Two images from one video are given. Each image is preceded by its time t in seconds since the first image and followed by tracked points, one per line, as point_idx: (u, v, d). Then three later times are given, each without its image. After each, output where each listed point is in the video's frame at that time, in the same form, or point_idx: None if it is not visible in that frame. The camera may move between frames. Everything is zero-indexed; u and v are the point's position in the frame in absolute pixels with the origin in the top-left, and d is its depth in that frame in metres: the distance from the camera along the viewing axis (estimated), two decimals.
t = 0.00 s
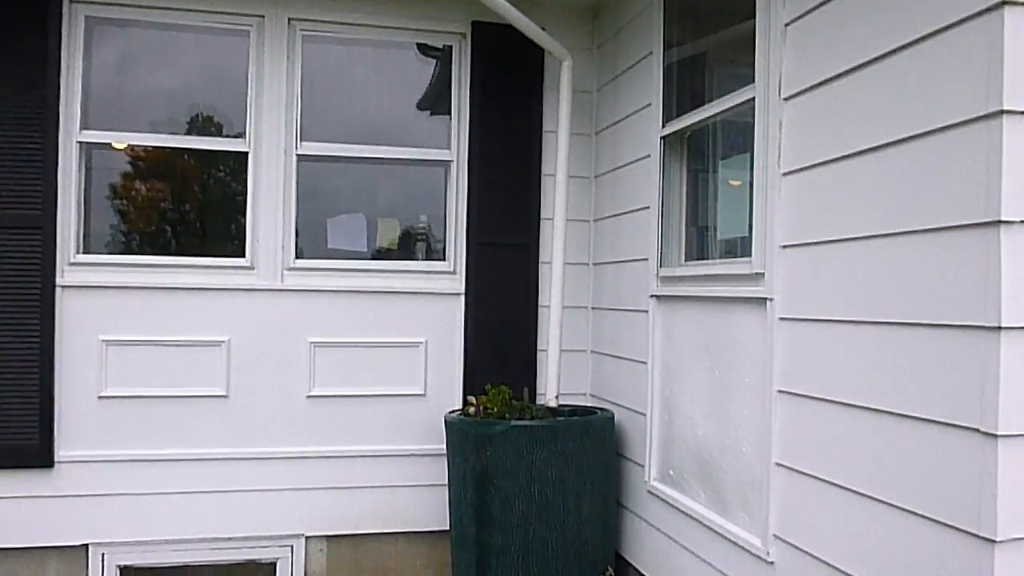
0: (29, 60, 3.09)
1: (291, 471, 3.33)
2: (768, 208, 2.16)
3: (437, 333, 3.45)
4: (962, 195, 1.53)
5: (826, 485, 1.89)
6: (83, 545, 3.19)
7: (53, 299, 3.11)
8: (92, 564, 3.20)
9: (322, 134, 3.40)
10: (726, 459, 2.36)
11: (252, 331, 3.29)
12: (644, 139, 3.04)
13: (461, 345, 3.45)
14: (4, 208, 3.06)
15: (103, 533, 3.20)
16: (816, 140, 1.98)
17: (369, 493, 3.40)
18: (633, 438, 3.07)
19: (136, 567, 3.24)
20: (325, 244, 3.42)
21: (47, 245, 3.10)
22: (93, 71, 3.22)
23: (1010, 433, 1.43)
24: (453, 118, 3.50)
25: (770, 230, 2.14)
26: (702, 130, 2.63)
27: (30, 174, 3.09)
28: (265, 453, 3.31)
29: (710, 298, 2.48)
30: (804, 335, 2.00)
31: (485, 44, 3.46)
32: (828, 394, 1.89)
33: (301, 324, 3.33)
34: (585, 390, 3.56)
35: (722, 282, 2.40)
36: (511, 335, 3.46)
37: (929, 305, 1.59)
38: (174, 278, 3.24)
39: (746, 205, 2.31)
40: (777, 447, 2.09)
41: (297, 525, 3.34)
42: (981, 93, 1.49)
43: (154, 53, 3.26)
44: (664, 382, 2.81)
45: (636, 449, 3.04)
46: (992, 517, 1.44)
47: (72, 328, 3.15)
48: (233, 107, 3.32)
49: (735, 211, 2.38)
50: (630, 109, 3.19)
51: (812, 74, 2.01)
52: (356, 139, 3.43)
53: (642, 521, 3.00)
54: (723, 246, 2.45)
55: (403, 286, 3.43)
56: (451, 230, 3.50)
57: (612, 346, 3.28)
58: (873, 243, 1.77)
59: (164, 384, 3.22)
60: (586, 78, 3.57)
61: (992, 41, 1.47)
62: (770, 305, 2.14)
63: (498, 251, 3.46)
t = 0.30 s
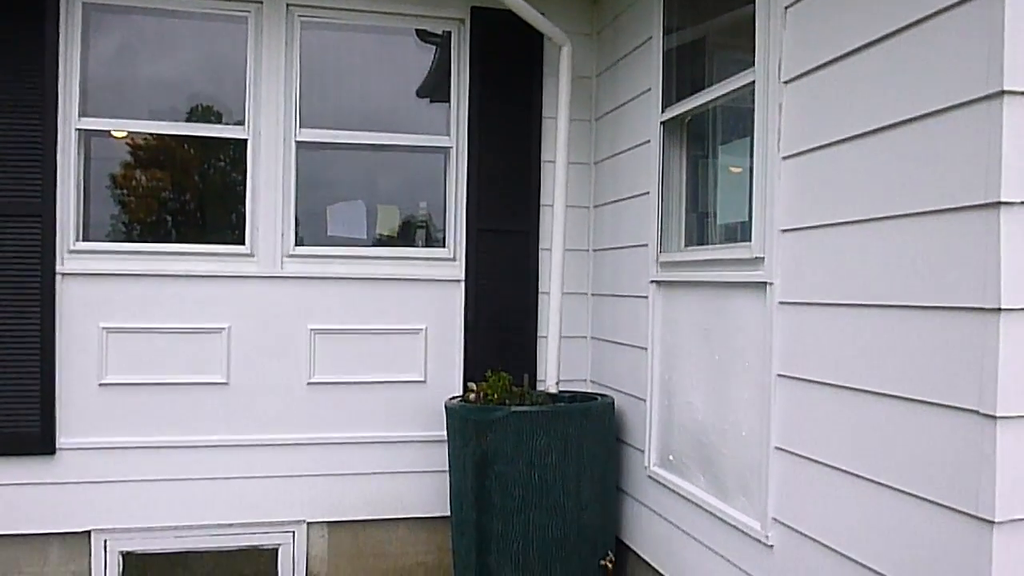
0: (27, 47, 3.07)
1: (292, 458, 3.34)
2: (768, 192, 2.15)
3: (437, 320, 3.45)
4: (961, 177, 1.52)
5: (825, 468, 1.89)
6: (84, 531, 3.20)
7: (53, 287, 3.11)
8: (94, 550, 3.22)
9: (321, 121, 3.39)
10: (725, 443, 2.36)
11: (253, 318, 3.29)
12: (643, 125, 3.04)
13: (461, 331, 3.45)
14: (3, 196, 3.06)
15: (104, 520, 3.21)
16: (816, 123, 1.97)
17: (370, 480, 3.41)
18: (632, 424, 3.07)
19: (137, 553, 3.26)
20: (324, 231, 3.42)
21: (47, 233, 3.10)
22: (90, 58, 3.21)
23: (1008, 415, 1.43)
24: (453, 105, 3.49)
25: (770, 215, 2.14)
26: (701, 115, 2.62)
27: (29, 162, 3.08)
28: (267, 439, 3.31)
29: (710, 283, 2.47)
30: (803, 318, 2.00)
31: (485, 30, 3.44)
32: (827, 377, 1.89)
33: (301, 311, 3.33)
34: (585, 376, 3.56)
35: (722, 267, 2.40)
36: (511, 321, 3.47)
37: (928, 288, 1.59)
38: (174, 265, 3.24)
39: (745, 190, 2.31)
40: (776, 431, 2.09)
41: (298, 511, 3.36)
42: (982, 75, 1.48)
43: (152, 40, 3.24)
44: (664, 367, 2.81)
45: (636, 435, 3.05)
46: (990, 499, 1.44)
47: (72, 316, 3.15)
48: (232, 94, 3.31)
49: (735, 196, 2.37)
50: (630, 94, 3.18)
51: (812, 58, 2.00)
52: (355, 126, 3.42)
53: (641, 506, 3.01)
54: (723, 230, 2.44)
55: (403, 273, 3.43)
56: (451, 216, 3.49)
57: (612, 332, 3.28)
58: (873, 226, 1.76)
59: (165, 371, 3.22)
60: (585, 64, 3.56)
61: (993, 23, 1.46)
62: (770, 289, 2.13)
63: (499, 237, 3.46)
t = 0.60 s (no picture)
0: (27, 30, 3.06)
1: (293, 441, 3.35)
2: (769, 177, 2.15)
3: (438, 304, 3.45)
4: (962, 162, 1.52)
5: (823, 453, 1.90)
6: (86, 512, 3.22)
7: (55, 269, 3.12)
8: (95, 531, 3.24)
9: (322, 104, 3.38)
10: (724, 427, 2.37)
11: (254, 302, 3.30)
12: (645, 110, 3.03)
13: (462, 315, 3.46)
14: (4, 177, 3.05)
15: (105, 501, 3.23)
16: (819, 108, 1.97)
17: (370, 463, 3.43)
18: (631, 409, 3.08)
19: (138, 534, 3.28)
20: (326, 215, 3.42)
21: (48, 215, 3.09)
22: (92, 40, 3.20)
23: (1006, 400, 1.43)
24: (455, 89, 3.48)
25: (771, 200, 2.14)
26: (704, 101, 2.61)
27: (30, 144, 3.07)
28: (267, 422, 3.33)
29: (711, 268, 2.47)
30: (802, 304, 2.00)
31: (487, 13, 3.43)
32: (825, 362, 1.90)
33: (302, 295, 3.34)
34: (585, 361, 3.57)
35: (723, 252, 2.40)
36: (511, 306, 3.47)
37: (928, 273, 1.59)
38: (175, 248, 3.24)
39: (747, 175, 2.30)
40: (775, 416, 2.10)
41: (298, 494, 3.37)
42: (984, 60, 1.47)
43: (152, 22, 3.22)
44: (664, 352, 2.82)
45: (635, 419, 3.06)
46: (986, 484, 1.45)
47: (73, 298, 3.16)
48: (233, 77, 3.30)
49: (736, 181, 2.37)
50: (632, 79, 3.17)
51: (814, 43, 1.99)
52: (357, 109, 3.41)
53: (640, 490, 3.02)
54: (724, 216, 2.44)
55: (404, 257, 3.43)
56: (453, 201, 3.49)
57: (613, 318, 3.28)
58: (874, 211, 1.76)
59: (166, 354, 3.23)
60: (588, 48, 3.55)
61: (996, 8, 1.45)
62: (770, 274, 2.14)
63: (500, 222, 3.46)
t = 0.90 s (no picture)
0: (26, 13, 3.05)
1: (294, 424, 3.36)
2: (771, 159, 2.14)
3: (439, 288, 3.45)
4: (964, 143, 1.51)
5: (822, 434, 1.90)
6: (89, 495, 3.24)
7: (56, 252, 3.12)
8: (98, 513, 3.25)
9: (323, 87, 3.37)
10: (724, 410, 2.38)
11: (255, 285, 3.30)
12: (646, 93, 3.02)
13: (463, 299, 3.46)
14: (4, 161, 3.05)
15: (108, 484, 3.24)
16: (820, 89, 1.96)
17: (371, 446, 3.44)
18: (632, 392, 3.09)
19: (141, 517, 3.29)
20: (326, 198, 3.41)
21: (49, 199, 3.09)
22: (91, 23, 3.18)
23: (1005, 381, 1.44)
24: (456, 72, 3.47)
25: (772, 183, 2.13)
26: (706, 84, 2.60)
27: (30, 127, 3.07)
28: (269, 405, 3.34)
29: (712, 251, 2.47)
30: (803, 286, 2.00)
31: None
32: (825, 344, 1.90)
33: (303, 278, 3.34)
34: (586, 345, 3.57)
35: (724, 235, 2.39)
36: (512, 290, 3.47)
37: (928, 254, 1.59)
38: (176, 231, 3.24)
39: (749, 158, 2.29)
40: (775, 398, 2.10)
41: (300, 476, 3.39)
42: (987, 40, 1.46)
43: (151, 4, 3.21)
44: (664, 336, 2.82)
45: (636, 403, 3.06)
46: (984, 464, 1.45)
47: (74, 282, 3.16)
48: (233, 60, 3.29)
49: (738, 164, 2.36)
50: (634, 62, 3.16)
51: (817, 24, 1.98)
52: (357, 93, 3.40)
53: (640, 473, 3.03)
54: (726, 199, 2.44)
55: (405, 241, 3.43)
56: (454, 184, 3.49)
57: (613, 301, 3.28)
58: (874, 193, 1.76)
59: (168, 337, 3.23)
60: (589, 31, 3.53)
61: None
62: (771, 256, 2.13)
63: (500, 205, 3.45)
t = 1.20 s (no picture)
0: None
1: (298, 406, 3.37)
2: (775, 141, 2.13)
3: (442, 271, 3.45)
4: (969, 123, 1.50)
5: (825, 415, 1.90)
6: (94, 476, 3.25)
7: (59, 236, 3.12)
8: (103, 495, 3.27)
9: (325, 69, 3.35)
10: (727, 392, 2.38)
11: (258, 268, 3.30)
12: (651, 74, 3.00)
13: (466, 282, 3.46)
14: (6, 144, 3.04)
15: (112, 466, 3.25)
16: (826, 69, 1.94)
17: (375, 428, 3.45)
18: (635, 375, 3.09)
19: (146, 498, 3.31)
20: (329, 181, 3.41)
21: (52, 182, 3.09)
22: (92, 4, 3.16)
23: (1009, 361, 1.43)
24: (459, 54, 3.45)
25: (777, 164, 2.12)
26: (710, 66, 2.58)
27: (32, 109, 3.06)
28: (273, 388, 3.34)
29: (716, 233, 2.46)
30: (807, 268, 1.99)
31: None
32: (829, 326, 1.90)
33: (306, 261, 3.34)
34: (589, 328, 3.57)
35: (728, 217, 2.39)
36: (515, 273, 3.47)
37: (933, 235, 1.58)
38: (179, 214, 3.23)
39: (753, 140, 2.28)
40: (777, 380, 2.10)
41: (304, 458, 3.40)
42: (995, 18, 1.45)
43: None
44: (668, 318, 2.82)
45: (639, 385, 3.06)
46: (987, 444, 1.45)
47: (77, 265, 3.16)
48: (235, 42, 3.27)
49: (743, 146, 2.35)
50: (638, 44, 3.13)
51: (823, 3, 1.96)
52: (359, 75, 3.38)
53: (643, 455, 3.04)
54: (730, 181, 2.43)
55: (408, 224, 3.42)
56: (457, 167, 3.48)
57: (617, 284, 3.28)
58: (880, 174, 1.74)
59: (171, 320, 3.23)
60: (593, 12, 3.51)
61: None
62: (775, 238, 2.13)
63: (503, 188, 3.44)
